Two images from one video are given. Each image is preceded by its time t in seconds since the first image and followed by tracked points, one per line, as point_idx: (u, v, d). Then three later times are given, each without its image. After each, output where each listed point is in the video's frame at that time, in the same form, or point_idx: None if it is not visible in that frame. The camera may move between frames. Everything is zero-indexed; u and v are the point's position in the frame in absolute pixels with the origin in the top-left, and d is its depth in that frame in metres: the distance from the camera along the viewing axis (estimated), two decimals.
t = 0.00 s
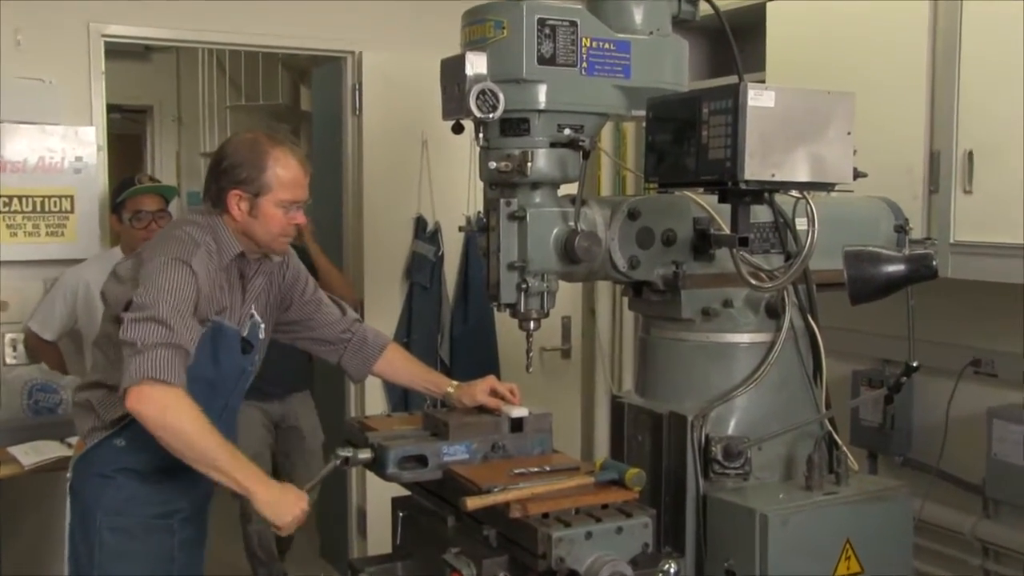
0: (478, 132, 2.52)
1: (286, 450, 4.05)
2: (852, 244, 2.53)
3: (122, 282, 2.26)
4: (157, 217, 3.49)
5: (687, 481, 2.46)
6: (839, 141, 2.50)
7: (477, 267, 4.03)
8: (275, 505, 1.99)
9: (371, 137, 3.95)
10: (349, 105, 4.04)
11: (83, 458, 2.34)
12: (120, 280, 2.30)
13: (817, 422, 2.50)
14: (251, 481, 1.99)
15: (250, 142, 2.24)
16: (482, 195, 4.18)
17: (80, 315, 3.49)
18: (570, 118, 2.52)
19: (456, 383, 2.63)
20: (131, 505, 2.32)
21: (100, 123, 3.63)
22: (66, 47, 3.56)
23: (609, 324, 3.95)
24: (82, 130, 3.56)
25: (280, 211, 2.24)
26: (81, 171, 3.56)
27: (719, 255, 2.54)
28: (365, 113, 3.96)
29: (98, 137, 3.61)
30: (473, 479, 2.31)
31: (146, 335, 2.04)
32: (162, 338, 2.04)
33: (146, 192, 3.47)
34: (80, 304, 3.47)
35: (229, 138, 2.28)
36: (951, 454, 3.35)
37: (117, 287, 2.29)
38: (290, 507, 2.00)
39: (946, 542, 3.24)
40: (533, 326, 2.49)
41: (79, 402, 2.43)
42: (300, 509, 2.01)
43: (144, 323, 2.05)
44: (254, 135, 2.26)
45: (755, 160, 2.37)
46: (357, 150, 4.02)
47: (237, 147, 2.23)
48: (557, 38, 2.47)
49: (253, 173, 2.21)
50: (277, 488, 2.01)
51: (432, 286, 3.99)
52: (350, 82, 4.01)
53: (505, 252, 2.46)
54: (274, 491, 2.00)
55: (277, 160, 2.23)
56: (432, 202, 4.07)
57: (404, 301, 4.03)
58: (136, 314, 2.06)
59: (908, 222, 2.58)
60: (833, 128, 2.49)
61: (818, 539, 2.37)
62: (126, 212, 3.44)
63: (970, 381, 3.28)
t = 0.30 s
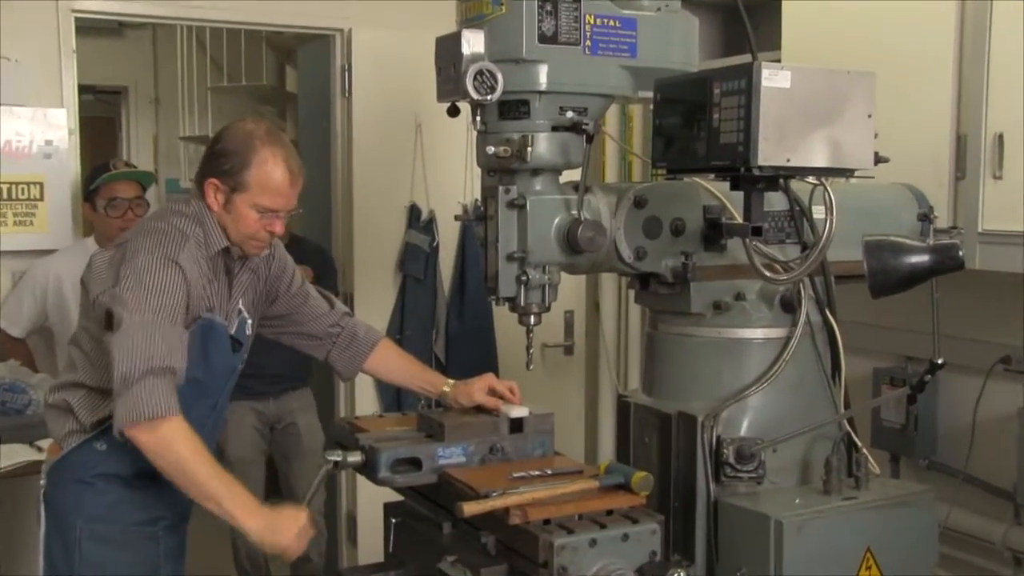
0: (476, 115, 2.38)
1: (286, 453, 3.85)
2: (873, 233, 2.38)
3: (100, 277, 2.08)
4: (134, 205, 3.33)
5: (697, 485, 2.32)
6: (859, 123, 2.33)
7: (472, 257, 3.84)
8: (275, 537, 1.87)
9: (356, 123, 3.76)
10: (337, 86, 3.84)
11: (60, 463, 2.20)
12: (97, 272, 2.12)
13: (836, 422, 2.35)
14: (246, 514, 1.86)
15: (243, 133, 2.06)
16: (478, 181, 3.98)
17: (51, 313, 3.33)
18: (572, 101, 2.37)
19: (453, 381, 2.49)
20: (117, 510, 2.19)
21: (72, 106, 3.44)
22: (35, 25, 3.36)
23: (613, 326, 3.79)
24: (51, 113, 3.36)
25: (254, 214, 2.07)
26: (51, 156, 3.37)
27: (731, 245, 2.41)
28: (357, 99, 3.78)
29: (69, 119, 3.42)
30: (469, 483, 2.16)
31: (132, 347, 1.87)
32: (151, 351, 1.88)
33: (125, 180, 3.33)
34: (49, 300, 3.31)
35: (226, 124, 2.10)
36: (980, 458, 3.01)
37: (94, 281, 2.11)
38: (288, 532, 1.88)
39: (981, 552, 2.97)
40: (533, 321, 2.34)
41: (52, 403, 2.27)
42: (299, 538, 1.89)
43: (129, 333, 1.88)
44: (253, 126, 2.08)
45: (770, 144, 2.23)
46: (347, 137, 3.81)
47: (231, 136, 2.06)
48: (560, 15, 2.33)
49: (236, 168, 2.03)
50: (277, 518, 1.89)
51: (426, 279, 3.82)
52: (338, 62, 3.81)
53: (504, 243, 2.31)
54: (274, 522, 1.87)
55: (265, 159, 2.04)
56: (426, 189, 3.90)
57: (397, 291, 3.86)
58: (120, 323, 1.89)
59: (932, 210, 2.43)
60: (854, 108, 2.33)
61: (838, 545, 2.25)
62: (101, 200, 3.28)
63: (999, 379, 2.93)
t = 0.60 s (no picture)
0: (472, 95, 2.24)
1: (281, 456, 3.51)
2: (892, 220, 2.24)
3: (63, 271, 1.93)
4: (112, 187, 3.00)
5: (706, 485, 2.20)
6: (879, 103, 2.19)
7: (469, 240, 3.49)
8: (274, 558, 1.72)
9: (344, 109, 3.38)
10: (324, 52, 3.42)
11: (29, 466, 2.05)
12: (60, 264, 1.97)
13: (855, 419, 2.22)
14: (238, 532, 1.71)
15: (209, 109, 1.90)
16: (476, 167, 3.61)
17: (20, 305, 3.02)
18: (574, 79, 2.23)
19: (448, 377, 2.36)
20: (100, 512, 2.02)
21: (41, 80, 3.06)
22: None
23: (618, 319, 3.64)
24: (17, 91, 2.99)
25: (225, 194, 1.90)
26: (18, 139, 3.01)
27: (743, 232, 2.27)
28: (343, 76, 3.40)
29: (38, 97, 3.04)
30: (465, 484, 2.03)
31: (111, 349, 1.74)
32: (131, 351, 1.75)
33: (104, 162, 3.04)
34: (19, 291, 2.99)
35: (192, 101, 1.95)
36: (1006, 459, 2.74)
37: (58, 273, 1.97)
38: (282, 549, 1.73)
39: (994, 553, 2.74)
40: (533, 313, 2.21)
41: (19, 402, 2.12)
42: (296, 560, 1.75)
43: (104, 332, 1.75)
44: (221, 101, 1.92)
45: (784, 124, 2.09)
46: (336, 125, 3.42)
47: (197, 112, 1.91)
48: None
49: (201, 145, 1.88)
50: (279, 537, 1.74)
51: (420, 268, 3.45)
52: (324, 36, 3.41)
53: (502, 230, 2.17)
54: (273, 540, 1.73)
55: (232, 133, 1.88)
56: (421, 173, 3.53)
57: (389, 284, 3.48)
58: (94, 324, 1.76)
59: (958, 195, 2.28)
60: (876, 86, 2.19)
61: (856, 551, 2.12)
62: (77, 182, 2.99)
63: None
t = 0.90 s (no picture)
0: (466, 70, 2.11)
1: (273, 448, 3.37)
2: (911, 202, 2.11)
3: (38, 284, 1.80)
4: (84, 168, 2.76)
5: (713, 483, 2.08)
6: (898, 79, 2.05)
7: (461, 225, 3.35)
8: (284, 531, 1.54)
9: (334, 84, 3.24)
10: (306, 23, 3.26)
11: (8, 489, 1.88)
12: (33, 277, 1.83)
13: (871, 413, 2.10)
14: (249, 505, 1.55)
15: (182, 80, 1.75)
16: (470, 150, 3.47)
17: None
18: (574, 53, 2.09)
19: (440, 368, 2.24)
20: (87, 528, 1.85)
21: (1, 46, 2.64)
22: None
23: (620, 305, 3.50)
24: None
25: (214, 167, 1.74)
26: None
27: (752, 215, 2.15)
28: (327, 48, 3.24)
29: None
30: (458, 482, 1.91)
31: (67, 359, 1.58)
32: (90, 364, 1.58)
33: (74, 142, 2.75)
34: None
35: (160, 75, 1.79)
36: None
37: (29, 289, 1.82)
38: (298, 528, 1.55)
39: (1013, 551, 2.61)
40: (531, 302, 2.09)
41: None
42: (326, 540, 1.58)
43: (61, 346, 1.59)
44: (192, 70, 1.77)
45: (796, 101, 1.97)
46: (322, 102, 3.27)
47: (170, 84, 1.75)
48: None
49: (177, 118, 1.72)
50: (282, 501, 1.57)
51: (410, 253, 3.32)
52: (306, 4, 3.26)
53: (498, 213, 2.04)
54: (284, 508, 1.55)
55: (213, 99, 1.73)
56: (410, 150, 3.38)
57: (378, 276, 3.35)
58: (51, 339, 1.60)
59: (980, 174, 2.16)
60: (893, 59, 2.04)
61: (872, 551, 2.01)
62: (45, 163, 2.73)
63: None
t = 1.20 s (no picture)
0: (457, 56, 1.98)
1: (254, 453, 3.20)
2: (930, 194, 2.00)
3: (72, 328, 1.41)
4: (53, 160, 2.44)
5: (718, 493, 1.96)
6: (915, 64, 1.95)
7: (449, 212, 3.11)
8: None
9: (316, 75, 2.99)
10: (286, 3, 2.87)
11: None
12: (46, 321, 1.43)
13: (885, 419, 1.99)
14: None
15: (271, 98, 1.41)
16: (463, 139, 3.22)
17: None
18: (571, 38, 1.97)
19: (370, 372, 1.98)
20: None
21: None
22: None
23: (620, 302, 3.38)
24: None
25: (314, 202, 1.42)
26: None
27: (760, 209, 2.04)
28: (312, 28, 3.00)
29: None
30: (446, 491, 1.80)
31: (222, 429, 1.31)
32: (248, 425, 1.33)
33: (42, 127, 2.45)
34: None
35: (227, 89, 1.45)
36: None
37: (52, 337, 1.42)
38: None
39: None
40: (526, 301, 1.95)
41: None
42: None
43: (197, 414, 1.30)
44: (269, 85, 1.42)
45: (806, 88, 1.85)
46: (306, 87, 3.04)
47: (259, 104, 1.40)
48: None
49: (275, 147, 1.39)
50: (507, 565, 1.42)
51: (398, 249, 3.05)
52: None
53: (491, 207, 1.92)
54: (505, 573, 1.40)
55: (318, 121, 1.41)
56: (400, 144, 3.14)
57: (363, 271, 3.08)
58: (181, 408, 1.30)
59: (1002, 167, 2.06)
60: (905, 45, 1.94)
61: (886, 566, 1.89)
62: (9, 153, 2.43)
63: None
